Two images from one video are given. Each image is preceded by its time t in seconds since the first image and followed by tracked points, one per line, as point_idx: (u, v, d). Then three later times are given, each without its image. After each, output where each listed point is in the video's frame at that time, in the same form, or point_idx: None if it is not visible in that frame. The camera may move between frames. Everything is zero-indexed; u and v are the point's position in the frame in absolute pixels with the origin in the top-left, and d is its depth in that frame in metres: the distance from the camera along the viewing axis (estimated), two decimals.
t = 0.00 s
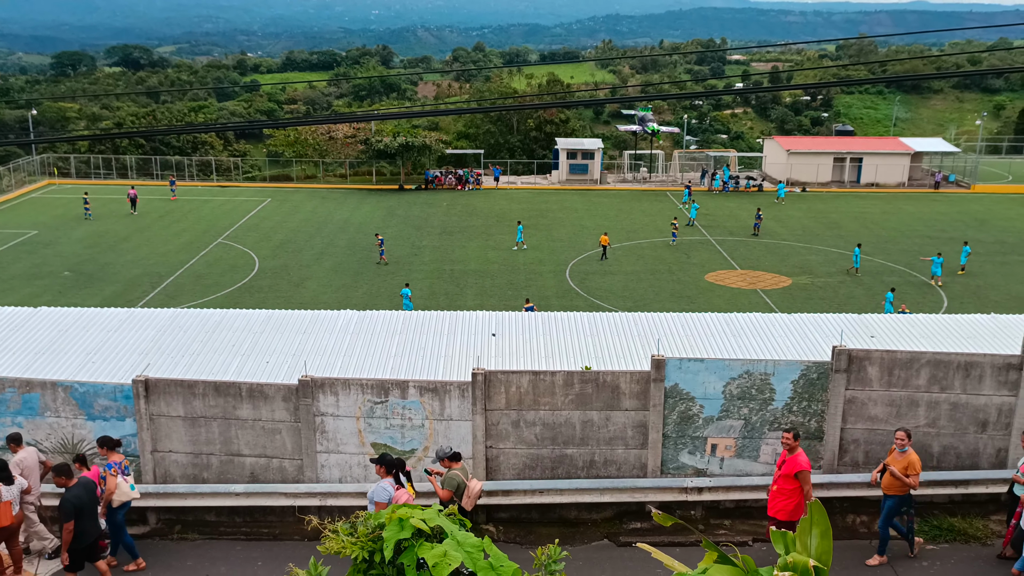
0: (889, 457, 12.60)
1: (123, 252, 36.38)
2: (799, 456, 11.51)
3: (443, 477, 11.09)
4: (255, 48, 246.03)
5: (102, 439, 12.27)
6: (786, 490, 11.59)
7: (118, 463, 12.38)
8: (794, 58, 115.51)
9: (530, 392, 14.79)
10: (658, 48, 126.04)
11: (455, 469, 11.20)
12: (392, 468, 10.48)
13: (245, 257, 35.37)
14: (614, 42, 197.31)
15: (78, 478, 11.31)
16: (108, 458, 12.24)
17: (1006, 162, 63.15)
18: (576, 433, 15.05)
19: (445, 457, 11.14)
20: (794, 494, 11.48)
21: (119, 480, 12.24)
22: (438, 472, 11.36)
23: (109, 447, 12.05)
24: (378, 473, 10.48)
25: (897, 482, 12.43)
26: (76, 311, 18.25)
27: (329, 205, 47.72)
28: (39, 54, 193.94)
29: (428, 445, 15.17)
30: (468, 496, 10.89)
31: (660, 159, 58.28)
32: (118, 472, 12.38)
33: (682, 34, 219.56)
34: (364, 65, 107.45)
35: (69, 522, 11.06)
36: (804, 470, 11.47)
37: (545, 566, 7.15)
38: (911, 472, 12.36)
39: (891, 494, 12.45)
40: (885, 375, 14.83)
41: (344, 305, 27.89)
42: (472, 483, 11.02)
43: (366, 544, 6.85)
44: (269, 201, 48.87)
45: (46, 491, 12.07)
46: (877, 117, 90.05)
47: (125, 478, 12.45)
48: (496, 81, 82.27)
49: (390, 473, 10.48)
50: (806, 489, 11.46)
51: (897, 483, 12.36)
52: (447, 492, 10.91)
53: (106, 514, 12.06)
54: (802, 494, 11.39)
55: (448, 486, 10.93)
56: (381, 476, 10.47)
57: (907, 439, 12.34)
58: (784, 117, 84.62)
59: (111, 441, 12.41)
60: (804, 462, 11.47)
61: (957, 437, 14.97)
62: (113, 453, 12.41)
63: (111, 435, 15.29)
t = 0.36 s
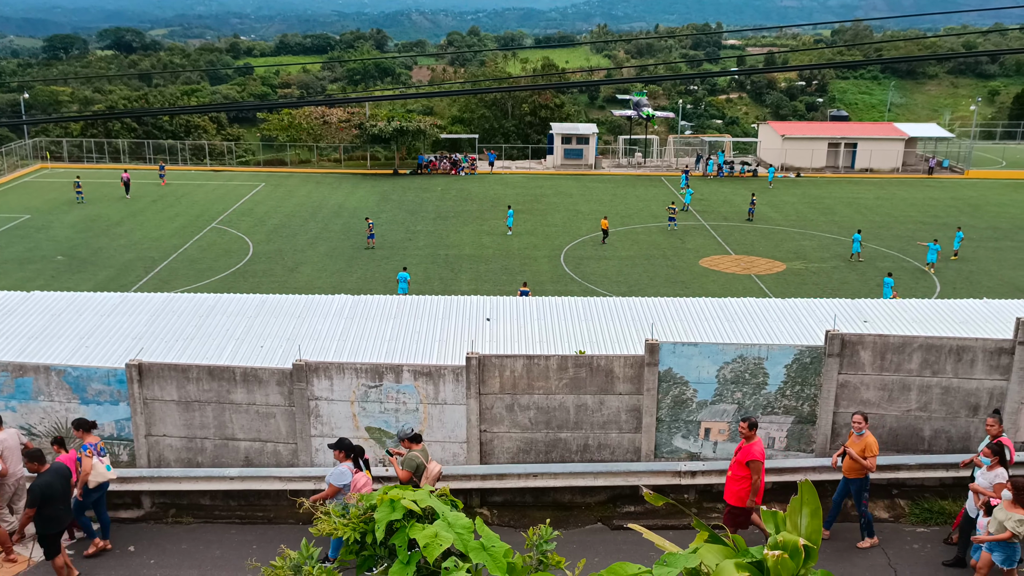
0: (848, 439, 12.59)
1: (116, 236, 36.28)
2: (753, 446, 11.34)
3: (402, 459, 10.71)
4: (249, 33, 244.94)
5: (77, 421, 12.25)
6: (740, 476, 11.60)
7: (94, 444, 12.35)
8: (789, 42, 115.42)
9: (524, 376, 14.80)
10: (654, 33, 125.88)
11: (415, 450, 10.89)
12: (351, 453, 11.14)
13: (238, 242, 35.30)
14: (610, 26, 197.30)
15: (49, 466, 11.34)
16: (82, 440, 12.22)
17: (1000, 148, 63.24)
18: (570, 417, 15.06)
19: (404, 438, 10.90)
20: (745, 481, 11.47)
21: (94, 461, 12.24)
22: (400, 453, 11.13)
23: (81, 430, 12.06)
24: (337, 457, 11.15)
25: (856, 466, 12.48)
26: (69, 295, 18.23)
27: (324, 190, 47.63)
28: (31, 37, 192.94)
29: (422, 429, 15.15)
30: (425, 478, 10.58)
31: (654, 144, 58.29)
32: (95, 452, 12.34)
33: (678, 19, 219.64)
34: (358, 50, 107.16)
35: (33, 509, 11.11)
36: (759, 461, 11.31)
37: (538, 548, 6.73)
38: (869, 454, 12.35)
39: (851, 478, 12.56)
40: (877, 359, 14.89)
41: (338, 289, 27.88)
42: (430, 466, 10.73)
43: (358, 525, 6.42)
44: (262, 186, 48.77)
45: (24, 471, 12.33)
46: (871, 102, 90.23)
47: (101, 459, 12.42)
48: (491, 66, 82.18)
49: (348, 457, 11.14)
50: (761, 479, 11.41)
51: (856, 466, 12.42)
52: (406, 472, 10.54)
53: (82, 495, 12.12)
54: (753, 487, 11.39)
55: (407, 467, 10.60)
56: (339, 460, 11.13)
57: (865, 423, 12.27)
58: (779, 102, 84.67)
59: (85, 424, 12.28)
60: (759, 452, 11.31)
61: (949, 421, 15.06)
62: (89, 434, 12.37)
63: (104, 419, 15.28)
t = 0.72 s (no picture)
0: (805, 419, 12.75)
1: (105, 217, 36.08)
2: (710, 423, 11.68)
3: (364, 440, 10.81)
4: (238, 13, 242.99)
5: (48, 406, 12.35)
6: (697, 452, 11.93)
7: (64, 429, 12.39)
8: (780, 23, 115.12)
9: (515, 357, 14.76)
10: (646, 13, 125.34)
11: (376, 432, 10.94)
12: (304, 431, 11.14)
13: (228, 223, 35.14)
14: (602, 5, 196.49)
15: (24, 446, 11.32)
16: (53, 425, 12.25)
17: (990, 130, 63.40)
18: (560, 398, 15.05)
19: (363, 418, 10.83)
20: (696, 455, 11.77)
21: (65, 447, 12.18)
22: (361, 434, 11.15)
23: (53, 416, 12.18)
24: (292, 435, 11.14)
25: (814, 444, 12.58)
26: (57, 276, 18.11)
27: (314, 171, 47.45)
28: (16, 16, 190.72)
29: (413, 410, 15.16)
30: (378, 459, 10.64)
31: (646, 125, 58.24)
32: (65, 437, 12.33)
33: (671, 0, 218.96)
34: (348, 29, 106.53)
35: (7, 489, 11.09)
36: (714, 437, 11.61)
37: (527, 528, 6.64)
38: (827, 433, 12.47)
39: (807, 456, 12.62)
40: (866, 341, 14.93)
41: (329, 270, 27.82)
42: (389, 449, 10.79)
43: (347, 503, 6.13)
44: (252, 166, 48.51)
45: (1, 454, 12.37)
46: (863, 84, 90.11)
47: (72, 445, 12.40)
48: (481, 47, 81.78)
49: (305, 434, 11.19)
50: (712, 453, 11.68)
51: (813, 444, 12.51)
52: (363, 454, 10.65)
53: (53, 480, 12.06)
54: (702, 458, 11.69)
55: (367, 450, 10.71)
56: (296, 437, 11.16)
57: (823, 401, 12.50)
58: (771, 84, 84.60)
59: (57, 408, 12.42)
60: (716, 429, 11.68)
61: (937, 402, 15.14)
62: (60, 420, 12.43)
63: (94, 400, 15.26)
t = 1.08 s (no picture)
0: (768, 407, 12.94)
1: (98, 202, 35.95)
2: (669, 404, 12.06)
3: (326, 422, 11.84)
4: None
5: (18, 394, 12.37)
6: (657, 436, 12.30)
7: (36, 415, 12.43)
8: (776, 7, 114.85)
9: (510, 342, 14.73)
10: None
11: (337, 413, 11.97)
12: (263, 416, 11.67)
13: (222, 208, 35.03)
14: None
15: None
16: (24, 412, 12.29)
17: (984, 115, 63.43)
18: (555, 382, 15.04)
19: (327, 402, 11.75)
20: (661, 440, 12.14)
21: (39, 432, 12.28)
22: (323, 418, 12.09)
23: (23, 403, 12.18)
24: (251, 420, 11.66)
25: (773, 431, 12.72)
26: (50, 260, 18.04)
27: (308, 155, 47.32)
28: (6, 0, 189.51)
29: (408, 395, 15.17)
30: (347, 438, 11.65)
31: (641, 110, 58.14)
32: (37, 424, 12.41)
33: None
34: (342, 13, 106.06)
35: None
36: (674, 418, 12.02)
37: (520, 513, 6.63)
38: (787, 422, 12.66)
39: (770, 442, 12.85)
40: (860, 325, 14.96)
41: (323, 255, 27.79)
42: (352, 428, 11.84)
43: (340, 490, 6.13)
44: (246, 151, 48.37)
45: None
46: (858, 68, 89.98)
47: (45, 430, 12.49)
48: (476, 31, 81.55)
49: (262, 420, 11.65)
50: (676, 435, 12.10)
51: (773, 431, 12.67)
52: (330, 435, 11.66)
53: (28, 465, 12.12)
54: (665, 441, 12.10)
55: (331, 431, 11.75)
56: (253, 423, 11.62)
57: (785, 390, 12.69)
58: (766, 68, 84.51)
59: (27, 395, 12.47)
60: (675, 411, 12.04)
61: (930, 386, 15.17)
62: (31, 407, 12.46)
63: (88, 385, 15.23)
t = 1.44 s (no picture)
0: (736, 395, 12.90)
1: (94, 192, 35.90)
2: (630, 398, 12.08)
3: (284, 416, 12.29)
4: None
5: None
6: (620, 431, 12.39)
7: (15, 406, 12.36)
8: None
9: (507, 332, 14.71)
10: None
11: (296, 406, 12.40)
12: (225, 408, 12.11)
13: (219, 199, 34.99)
14: None
15: None
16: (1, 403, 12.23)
17: (983, 105, 63.38)
18: (552, 372, 15.02)
19: (284, 395, 12.16)
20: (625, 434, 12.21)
21: (16, 423, 12.26)
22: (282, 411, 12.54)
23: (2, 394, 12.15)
24: (213, 412, 12.09)
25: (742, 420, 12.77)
26: (47, 251, 17.99)
27: (305, 146, 47.27)
28: None
29: (405, 385, 15.17)
30: (306, 431, 12.12)
31: (638, 100, 58.08)
32: (15, 414, 12.36)
33: None
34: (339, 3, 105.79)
35: None
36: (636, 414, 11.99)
37: (516, 502, 6.63)
38: (754, 410, 12.70)
39: (737, 432, 12.88)
40: (857, 315, 14.95)
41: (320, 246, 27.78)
42: (311, 421, 12.29)
43: (336, 478, 6.10)
44: (243, 141, 48.31)
45: None
46: (856, 58, 89.86)
47: (24, 420, 12.45)
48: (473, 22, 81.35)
49: (224, 412, 12.10)
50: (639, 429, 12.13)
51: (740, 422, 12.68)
52: (288, 428, 12.10)
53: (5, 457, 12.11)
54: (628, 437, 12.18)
55: (290, 424, 12.19)
56: (215, 415, 12.05)
57: (752, 379, 12.60)
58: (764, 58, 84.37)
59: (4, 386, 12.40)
60: (636, 406, 12.01)
61: (926, 375, 15.18)
62: (9, 397, 12.40)
63: (85, 376, 15.20)
